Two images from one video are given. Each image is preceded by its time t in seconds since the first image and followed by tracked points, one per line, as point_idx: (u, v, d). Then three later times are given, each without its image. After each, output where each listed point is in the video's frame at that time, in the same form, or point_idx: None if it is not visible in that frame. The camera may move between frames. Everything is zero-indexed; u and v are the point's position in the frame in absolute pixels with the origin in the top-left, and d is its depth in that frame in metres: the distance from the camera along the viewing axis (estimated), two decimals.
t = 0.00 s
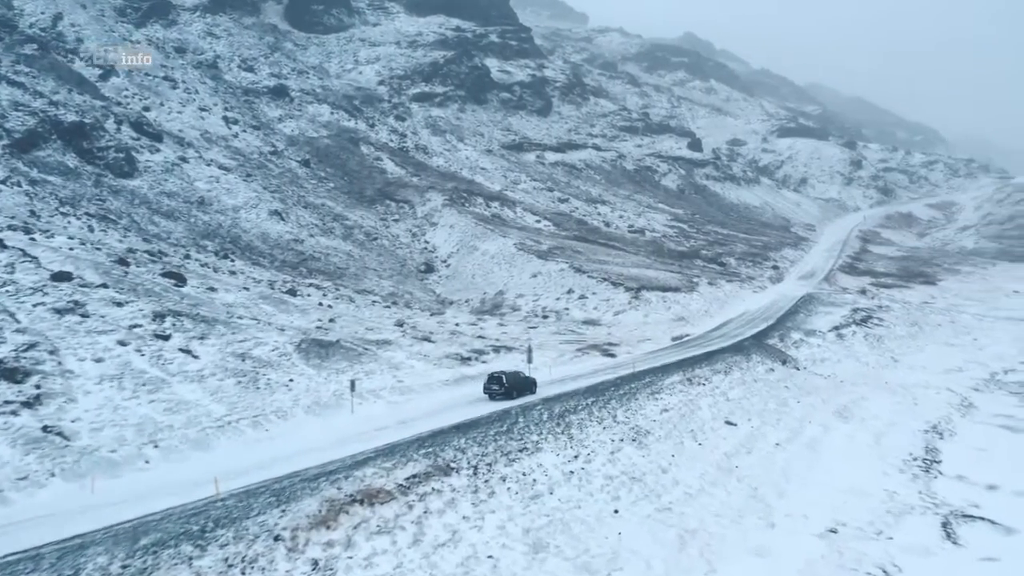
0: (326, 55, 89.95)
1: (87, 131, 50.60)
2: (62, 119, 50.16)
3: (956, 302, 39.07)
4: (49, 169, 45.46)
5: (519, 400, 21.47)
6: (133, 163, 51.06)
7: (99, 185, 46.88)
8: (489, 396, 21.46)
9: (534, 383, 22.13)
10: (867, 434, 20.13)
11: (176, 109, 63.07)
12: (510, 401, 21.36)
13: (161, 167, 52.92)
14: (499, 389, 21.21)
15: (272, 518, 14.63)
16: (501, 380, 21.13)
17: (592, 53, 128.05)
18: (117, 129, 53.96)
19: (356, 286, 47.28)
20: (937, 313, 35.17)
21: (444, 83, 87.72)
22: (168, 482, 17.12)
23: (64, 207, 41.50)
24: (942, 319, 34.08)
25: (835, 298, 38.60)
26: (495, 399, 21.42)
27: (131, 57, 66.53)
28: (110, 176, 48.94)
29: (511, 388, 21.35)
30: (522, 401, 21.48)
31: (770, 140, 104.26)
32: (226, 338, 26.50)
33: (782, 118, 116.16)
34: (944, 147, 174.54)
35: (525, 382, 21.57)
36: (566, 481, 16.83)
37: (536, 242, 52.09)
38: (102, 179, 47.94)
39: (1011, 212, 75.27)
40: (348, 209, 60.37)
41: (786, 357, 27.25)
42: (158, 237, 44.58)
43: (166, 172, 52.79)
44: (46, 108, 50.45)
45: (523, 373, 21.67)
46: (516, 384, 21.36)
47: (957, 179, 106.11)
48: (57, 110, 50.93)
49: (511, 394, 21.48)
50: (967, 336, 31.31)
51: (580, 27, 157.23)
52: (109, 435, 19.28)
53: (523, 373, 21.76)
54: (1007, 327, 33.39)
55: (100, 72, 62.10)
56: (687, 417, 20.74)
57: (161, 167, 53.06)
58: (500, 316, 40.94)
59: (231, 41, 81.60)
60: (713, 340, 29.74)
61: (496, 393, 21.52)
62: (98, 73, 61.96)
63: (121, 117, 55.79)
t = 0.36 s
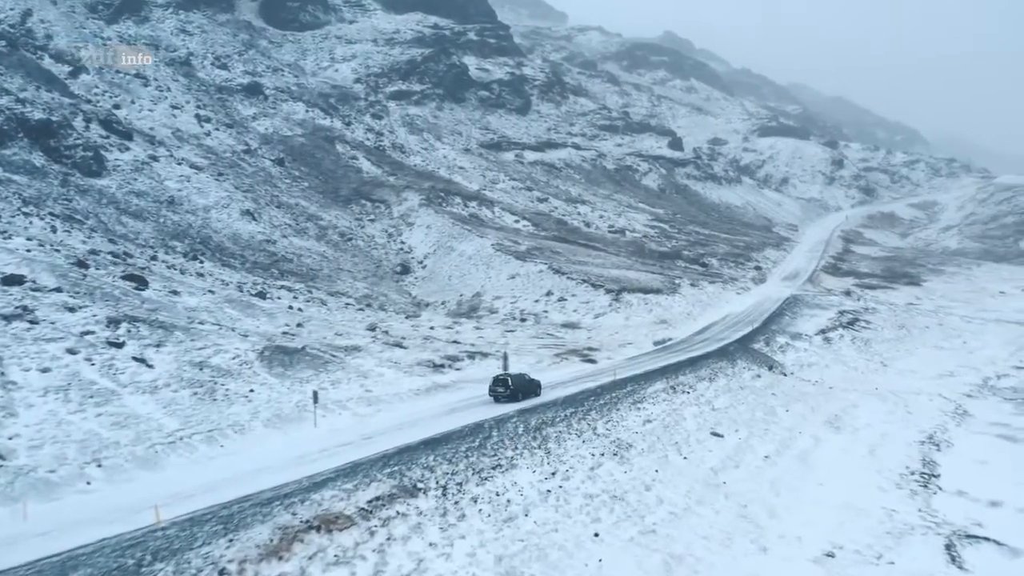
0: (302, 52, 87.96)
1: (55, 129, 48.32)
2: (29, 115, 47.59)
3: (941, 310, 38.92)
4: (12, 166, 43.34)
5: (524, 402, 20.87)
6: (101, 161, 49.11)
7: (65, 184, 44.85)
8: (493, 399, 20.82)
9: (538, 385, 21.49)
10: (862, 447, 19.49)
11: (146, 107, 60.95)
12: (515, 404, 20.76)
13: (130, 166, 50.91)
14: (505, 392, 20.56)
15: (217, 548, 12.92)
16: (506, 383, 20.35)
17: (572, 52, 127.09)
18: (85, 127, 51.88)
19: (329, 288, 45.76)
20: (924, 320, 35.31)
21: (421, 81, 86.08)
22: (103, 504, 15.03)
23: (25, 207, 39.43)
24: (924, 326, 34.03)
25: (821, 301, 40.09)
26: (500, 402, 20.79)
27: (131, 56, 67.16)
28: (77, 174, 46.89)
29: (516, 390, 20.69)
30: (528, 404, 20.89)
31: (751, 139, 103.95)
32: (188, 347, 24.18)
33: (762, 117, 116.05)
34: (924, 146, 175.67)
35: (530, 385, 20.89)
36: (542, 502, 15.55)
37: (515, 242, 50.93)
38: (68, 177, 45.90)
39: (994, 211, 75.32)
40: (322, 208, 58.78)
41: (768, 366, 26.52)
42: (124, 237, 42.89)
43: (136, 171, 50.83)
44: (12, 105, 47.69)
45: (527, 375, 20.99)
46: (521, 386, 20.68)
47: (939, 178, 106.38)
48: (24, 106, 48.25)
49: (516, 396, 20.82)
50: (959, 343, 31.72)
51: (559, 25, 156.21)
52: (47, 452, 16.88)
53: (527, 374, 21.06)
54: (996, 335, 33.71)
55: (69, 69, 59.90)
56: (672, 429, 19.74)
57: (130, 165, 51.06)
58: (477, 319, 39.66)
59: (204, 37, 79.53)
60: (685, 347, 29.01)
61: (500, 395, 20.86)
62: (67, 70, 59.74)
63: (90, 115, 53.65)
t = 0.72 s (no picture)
0: (285, 49, 86.33)
1: (29, 126, 46.59)
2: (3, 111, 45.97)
3: (935, 314, 38.16)
4: None
5: (536, 404, 20.35)
6: (77, 160, 47.52)
7: (39, 182, 43.21)
8: (504, 401, 20.30)
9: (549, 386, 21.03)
10: (862, 461, 18.48)
11: (126, 104, 59.20)
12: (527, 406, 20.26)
13: (107, 165, 49.25)
14: (516, 394, 20.02)
15: None
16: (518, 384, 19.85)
17: (560, 50, 126.03)
18: (60, 124, 50.21)
19: (309, 290, 44.33)
20: (919, 325, 34.58)
21: (407, 79, 84.54)
22: (33, 532, 13.54)
23: None
24: (919, 331, 33.24)
25: (812, 301, 40.14)
26: (511, 404, 20.27)
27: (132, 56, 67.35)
28: (52, 173, 45.27)
29: (527, 392, 20.19)
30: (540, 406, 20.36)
31: (740, 139, 103.26)
32: (151, 354, 22.56)
33: (751, 116, 115.44)
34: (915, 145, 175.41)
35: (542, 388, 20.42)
36: (521, 525, 14.31)
37: (501, 242, 49.78)
38: (43, 176, 44.25)
39: (986, 211, 74.70)
40: (305, 208, 57.39)
41: (759, 373, 25.53)
42: (99, 237, 41.38)
43: (113, 169, 49.19)
44: None
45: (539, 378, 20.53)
46: (533, 388, 20.22)
47: (930, 178, 105.91)
48: None
49: (527, 398, 20.32)
50: (956, 347, 31.08)
51: (547, 24, 154.93)
52: None
53: (538, 377, 20.60)
54: (995, 340, 33.04)
55: (46, 65, 58.13)
56: (662, 442, 18.61)
57: (107, 164, 49.39)
58: (461, 321, 38.43)
59: (186, 34, 77.95)
60: (674, 353, 27.99)
61: (512, 396, 20.34)
62: (46, 66, 57.96)
63: (67, 112, 51.97)
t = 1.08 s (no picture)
0: (269, 46, 84.78)
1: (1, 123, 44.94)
2: None
3: (929, 316, 37.40)
4: None
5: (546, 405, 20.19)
6: (53, 158, 45.99)
7: (11, 180, 41.60)
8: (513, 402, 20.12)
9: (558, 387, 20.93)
10: (861, 475, 17.42)
11: (104, 101, 57.50)
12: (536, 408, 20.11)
13: (83, 163, 47.65)
14: (526, 395, 19.86)
15: None
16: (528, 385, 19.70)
17: (549, 49, 125.05)
18: (36, 122, 48.63)
19: (288, 291, 42.84)
20: (913, 328, 33.83)
21: (392, 77, 83.03)
22: None
23: None
24: (913, 335, 32.48)
25: (806, 302, 39.52)
26: (520, 405, 20.09)
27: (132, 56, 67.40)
28: (26, 171, 43.71)
29: (537, 393, 20.04)
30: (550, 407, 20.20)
31: (730, 138, 102.52)
32: (110, 362, 20.97)
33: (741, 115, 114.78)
34: (904, 144, 175.23)
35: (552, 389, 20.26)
36: (496, 550, 13.03)
37: (486, 242, 48.56)
38: (15, 174, 42.65)
39: (978, 211, 74.19)
40: (286, 207, 55.99)
41: (751, 380, 24.54)
42: (73, 237, 39.92)
43: (90, 167, 47.59)
44: None
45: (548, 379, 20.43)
46: (542, 389, 20.07)
47: (921, 177, 105.50)
48: None
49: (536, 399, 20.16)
50: (954, 351, 30.41)
51: (536, 22, 153.61)
52: None
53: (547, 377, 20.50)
54: (993, 343, 32.35)
55: (23, 62, 56.55)
56: (650, 455, 17.46)
57: (83, 162, 47.77)
58: (444, 324, 37.16)
59: (168, 31, 76.35)
60: (664, 358, 26.93)
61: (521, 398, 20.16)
62: (23, 63, 56.60)
63: (43, 109, 50.42)
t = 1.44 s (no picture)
0: (255, 43, 83.21)
1: None
2: None
3: (926, 318, 36.49)
4: None
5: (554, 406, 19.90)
6: (29, 156, 44.44)
7: None
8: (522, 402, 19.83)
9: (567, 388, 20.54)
10: (861, 491, 16.33)
11: (83, 98, 55.92)
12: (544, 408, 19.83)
13: (60, 160, 46.10)
14: (535, 397, 19.57)
15: None
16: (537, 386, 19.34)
17: (540, 47, 123.89)
18: (11, 118, 47.06)
19: (268, 292, 41.42)
20: (910, 330, 32.90)
21: (380, 74, 81.56)
22: None
23: None
24: (911, 338, 31.56)
25: (801, 303, 38.46)
26: (528, 405, 19.81)
27: (131, 56, 67.16)
28: None
29: (546, 394, 19.69)
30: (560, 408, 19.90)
31: (722, 136, 101.61)
32: (61, 370, 19.45)
33: (733, 113, 113.88)
34: (896, 143, 174.83)
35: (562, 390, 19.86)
36: None
37: (473, 242, 47.34)
38: None
39: (973, 209, 73.51)
40: (269, 206, 54.61)
41: (743, 386, 23.46)
42: (45, 237, 38.42)
43: (66, 165, 46.03)
44: None
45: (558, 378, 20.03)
46: (552, 391, 19.68)
47: (914, 176, 104.88)
48: None
49: (545, 400, 19.84)
50: (954, 355, 29.55)
51: (527, 20, 152.21)
52: None
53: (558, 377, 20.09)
54: (992, 345, 31.47)
55: None
56: (637, 470, 16.27)
57: (59, 159, 46.23)
58: (428, 326, 35.91)
59: (152, 28, 74.74)
60: (654, 362, 25.85)
61: (530, 398, 19.85)
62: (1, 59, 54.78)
63: (19, 106, 48.82)
